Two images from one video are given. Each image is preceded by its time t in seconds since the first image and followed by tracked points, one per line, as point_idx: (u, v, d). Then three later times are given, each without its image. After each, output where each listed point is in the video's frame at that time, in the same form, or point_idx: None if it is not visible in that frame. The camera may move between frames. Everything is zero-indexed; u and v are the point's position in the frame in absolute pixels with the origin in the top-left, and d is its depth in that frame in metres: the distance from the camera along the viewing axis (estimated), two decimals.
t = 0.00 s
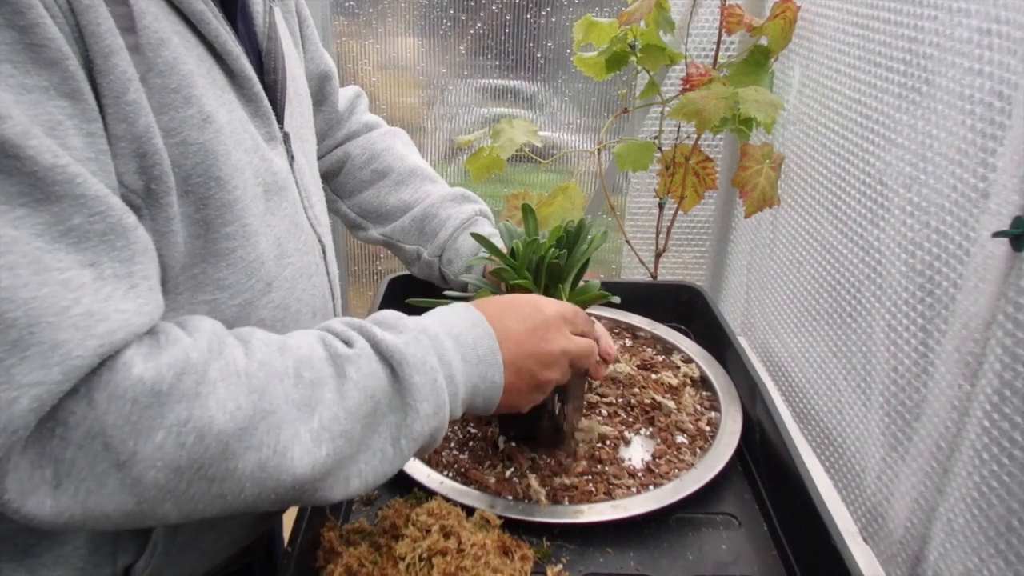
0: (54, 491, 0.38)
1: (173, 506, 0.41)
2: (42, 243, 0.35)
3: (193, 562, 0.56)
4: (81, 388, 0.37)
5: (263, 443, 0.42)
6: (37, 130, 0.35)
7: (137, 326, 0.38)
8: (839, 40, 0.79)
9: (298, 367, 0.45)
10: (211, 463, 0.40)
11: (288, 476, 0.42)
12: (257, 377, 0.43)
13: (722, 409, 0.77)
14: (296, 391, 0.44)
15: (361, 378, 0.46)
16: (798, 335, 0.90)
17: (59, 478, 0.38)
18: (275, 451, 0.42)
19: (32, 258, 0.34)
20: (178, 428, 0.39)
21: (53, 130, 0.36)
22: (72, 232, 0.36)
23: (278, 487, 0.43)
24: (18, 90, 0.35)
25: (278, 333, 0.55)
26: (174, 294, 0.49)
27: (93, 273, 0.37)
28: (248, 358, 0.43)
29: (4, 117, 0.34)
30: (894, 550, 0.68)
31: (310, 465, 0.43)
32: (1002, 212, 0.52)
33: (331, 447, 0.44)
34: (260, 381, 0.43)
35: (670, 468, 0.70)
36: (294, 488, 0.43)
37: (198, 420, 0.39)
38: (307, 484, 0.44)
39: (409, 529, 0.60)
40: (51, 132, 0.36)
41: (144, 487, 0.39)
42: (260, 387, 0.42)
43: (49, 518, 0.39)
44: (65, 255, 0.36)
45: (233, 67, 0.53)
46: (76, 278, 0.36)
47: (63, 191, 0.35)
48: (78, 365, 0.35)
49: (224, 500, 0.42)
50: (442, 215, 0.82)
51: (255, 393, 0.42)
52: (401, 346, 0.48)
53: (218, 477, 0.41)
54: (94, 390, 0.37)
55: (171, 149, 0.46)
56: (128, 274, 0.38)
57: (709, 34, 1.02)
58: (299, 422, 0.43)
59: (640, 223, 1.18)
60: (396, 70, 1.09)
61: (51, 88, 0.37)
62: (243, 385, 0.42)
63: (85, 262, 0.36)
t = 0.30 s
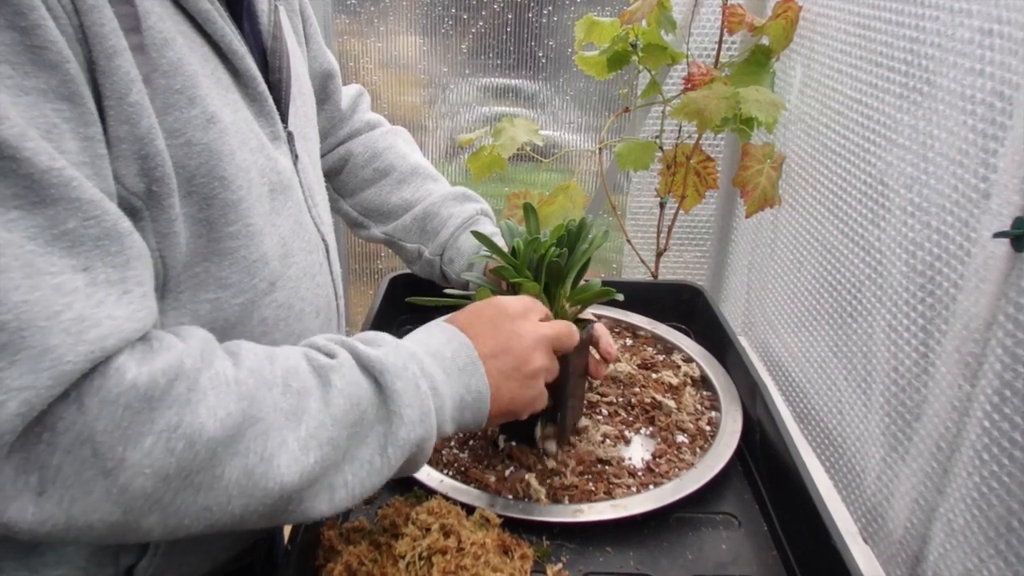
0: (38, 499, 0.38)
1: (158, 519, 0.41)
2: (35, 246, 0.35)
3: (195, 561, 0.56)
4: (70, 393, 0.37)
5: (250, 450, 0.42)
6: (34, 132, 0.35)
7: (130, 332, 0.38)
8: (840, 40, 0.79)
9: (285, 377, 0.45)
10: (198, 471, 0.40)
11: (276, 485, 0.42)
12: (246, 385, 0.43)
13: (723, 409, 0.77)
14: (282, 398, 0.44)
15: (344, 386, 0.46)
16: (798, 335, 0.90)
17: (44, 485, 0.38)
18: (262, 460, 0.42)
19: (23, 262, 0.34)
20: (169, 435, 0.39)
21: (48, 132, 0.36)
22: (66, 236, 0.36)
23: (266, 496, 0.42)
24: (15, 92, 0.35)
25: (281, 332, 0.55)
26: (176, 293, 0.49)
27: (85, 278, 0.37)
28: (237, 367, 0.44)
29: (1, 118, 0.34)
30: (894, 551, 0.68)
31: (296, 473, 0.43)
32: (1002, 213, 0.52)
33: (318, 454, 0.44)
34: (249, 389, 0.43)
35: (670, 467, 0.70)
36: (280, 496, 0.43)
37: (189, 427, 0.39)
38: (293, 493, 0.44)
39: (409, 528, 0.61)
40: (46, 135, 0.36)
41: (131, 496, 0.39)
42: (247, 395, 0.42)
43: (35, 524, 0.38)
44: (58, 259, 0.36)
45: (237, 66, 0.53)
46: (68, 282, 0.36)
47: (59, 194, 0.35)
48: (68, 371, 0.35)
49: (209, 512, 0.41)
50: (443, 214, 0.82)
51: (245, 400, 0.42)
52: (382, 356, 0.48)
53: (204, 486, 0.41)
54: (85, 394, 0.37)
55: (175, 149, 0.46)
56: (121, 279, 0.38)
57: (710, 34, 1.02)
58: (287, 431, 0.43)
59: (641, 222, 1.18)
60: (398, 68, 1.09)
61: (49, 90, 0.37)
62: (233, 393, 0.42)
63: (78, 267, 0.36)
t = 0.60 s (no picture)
0: (65, 495, 0.38)
1: (184, 515, 0.40)
2: (56, 240, 0.35)
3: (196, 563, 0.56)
4: (98, 386, 0.37)
5: (273, 438, 0.41)
6: (49, 130, 0.35)
7: (155, 321, 0.38)
8: (839, 41, 0.79)
9: (306, 366, 0.45)
10: (223, 462, 0.40)
11: (299, 472, 0.42)
12: (267, 374, 0.43)
13: (722, 410, 0.77)
14: (304, 386, 0.44)
15: (364, 373, 0.46)
16: (798, 335, 0.91)
17: (70, 482, 0.38)
18: (285, 448, 0.42)
19: (47, 254, 0.34)
20: (194, 425, 0.39)
21: (62, 130, 0.36)
22: (85, 230, 0.36)
23: (293, 485, 0.42)
24: (27, 91, 0.35)
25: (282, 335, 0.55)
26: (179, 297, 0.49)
27: (107, 269, 0.37)
28: (256, 359, 0.44)
29: (17, 116, 0.34)
30: (894, 551, 0.68)
31: (320, 460, 0.42)
32: (1002, 213, 0.52)
33: (342, 440, 0.44)
34: (270, 377, 0.43)
35: (670, 468, 0.70)
36: (307, 484, 0.42)
37: (213, 416, 0.39)
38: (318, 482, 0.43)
39: (408, 529, 0.61)
40: (59, 131, 0.36)
41: (156, 492, 0.39)
42: (268, 383, 0.42)
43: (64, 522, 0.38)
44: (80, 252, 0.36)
45: (238, 68, 0.53)
46: (92, 274, 0.36)
47: (76, 190, 0.35)
48: (97, 359, 0.35)
49: (237, 504, 0.41)
50: (441, 216, 0.82)
51: (266, 388, 0.42)
52: (401, 343, 0.48)
53: (229, 477, 0.40)
54: (112, 387, 0.37)
55: (177, 151, 0.46)
56: (141, 272, 0.38)
57: (709, 35, 1.02)
58: (309, 418, 0.43)
59: (640, 223, 1.18)
60: (397, 70, 1.09)
61: (60, 89, 0.37)
62: (254, 382, 0.42)
63: (100, 261, 0.36)
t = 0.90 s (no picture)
0: (150, 495, 0.35)
1: (271, 515, 0.38)
2: (122, 240, 0.33)
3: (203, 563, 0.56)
4: (177, 382, 0.35)
5: (360, 449, 0.39)
6: (107, 129, 0.34)
7: (225, 317, 0.36)
8: (840, 40, 0.79)
9: (391, 376, 0.42)
10: (308, 465, 0.38)
11: (383, 484, 0.39)
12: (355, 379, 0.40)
13: (723, 410, 0.77)
14: (393, 399, 0.41)
15: (451, 392, 0.43)
16: (798, 335, 0.91)
17: (157, 480, 0.35)
18: (370, 458, 0.39)
19: (114, 254, 0.33)
20: (279, 425, 0.37)
21: (119, 127, 0.35)
22: (147, 230, 0.34)
23: (377, 497, 0.39)
24: (86, 90, 0.34)
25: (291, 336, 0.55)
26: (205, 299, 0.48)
27: (174, 269, 0.35)
28: (343, 360, 0.41)
29: (75, 116, 0.32)
30: (894, 551, 0.68)
31: (405, 475, 0.40)
32: (1003, 213, 0.52)
33: (426, 458, 0.41)
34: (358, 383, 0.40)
35: (671, 468, 0.71)
36: (387, 501, 0.40)
37: (298, 417, 0.37)
38: (400, 497, 0.40)
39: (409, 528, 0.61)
40: (118, 131, 0.35)
41: (244, 490, 0.37)
42: (356, 390, 0.40)
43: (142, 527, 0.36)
44: (147, 250, 0.34)
45: (253, 72, 0.53)
46: (159, 274, 0.34)
47: (135, 189, 0.34)
48: (173, 357, 0.33)
49: (320, 510, 0.38)
50: (426, 215, 0.82)
51: (352, 395, 0.40)
52: (489, 366, 0.46)
53: (314, 482, 0.38)
54: (191, 383, 0.35)
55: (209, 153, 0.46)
56: (206, 268, 0.36)
57: (710, 35, 1.03)
58: (393, 432, 0.40)
59: (640, 223, 1.18)
60: (397, 70, 1.09)
61: (112, 87, 0.35)
62: (343, 386, 0.40)
63: (167, 260, 0.35)
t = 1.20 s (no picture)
0: (414, 417, 0.42)
1: (490, 435, 0.45)
2: (333, 198, 0.41)
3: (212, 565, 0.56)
4: (419, 311, 0.42)
5: (548, 370, 0.47)
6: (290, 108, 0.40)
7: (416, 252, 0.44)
8: (840, 40, 0.79)
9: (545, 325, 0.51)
10: (518, 383, 0.45)
11: (569, 400, 0.47)
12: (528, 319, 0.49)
13: (723, 410, 0.76)
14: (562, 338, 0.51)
15: (592, 345, 0.53)
16: (798, 335, 0.91)
17: (418, 404, 0.42)
18: (556, 378, 0.47)
19: (342, 210, 0.40)
20: (492, 344, 0.45)
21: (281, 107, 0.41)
22: (338, 189, 0.42)
23: (564, 411, 0.47)
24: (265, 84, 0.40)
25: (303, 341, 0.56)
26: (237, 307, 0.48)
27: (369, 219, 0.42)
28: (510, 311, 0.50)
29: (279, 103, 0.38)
30: (895, 551, 0.68)
31: (584, 394, 0.48)
32: (1003, 213, 0.52)
33: (594, 382, 0.50)
34: (532, 322, 0.49)
35: (672, 468, 0.70)
36: (570, 418, 0.48)
37: (503, 339, 0.45)
38: (576, 418, 0.48)
39: (409, 529, 0.61)
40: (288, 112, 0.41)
41: (477, 404, 0.44)
42: (534, 327, 0.49)
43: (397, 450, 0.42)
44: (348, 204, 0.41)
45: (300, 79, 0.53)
46: (364, 219, 0.41)
47: (328, 156, 0.41)
48: (412, 283, 0.42)
49: (527, 426, 0.45)
50: (415, 216, 0.83)
51: (534, 329, 0.48)
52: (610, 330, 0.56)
53: (520, 401, 0.45)
54: (427, 312, 0.43)
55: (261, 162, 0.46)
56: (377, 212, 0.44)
57: (709, 35, 1.03)
58: (568, 361, 0.49)
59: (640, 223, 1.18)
60: (397, 70, 1.09)
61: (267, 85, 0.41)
62: (524, 322, 0.48)
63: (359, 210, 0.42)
